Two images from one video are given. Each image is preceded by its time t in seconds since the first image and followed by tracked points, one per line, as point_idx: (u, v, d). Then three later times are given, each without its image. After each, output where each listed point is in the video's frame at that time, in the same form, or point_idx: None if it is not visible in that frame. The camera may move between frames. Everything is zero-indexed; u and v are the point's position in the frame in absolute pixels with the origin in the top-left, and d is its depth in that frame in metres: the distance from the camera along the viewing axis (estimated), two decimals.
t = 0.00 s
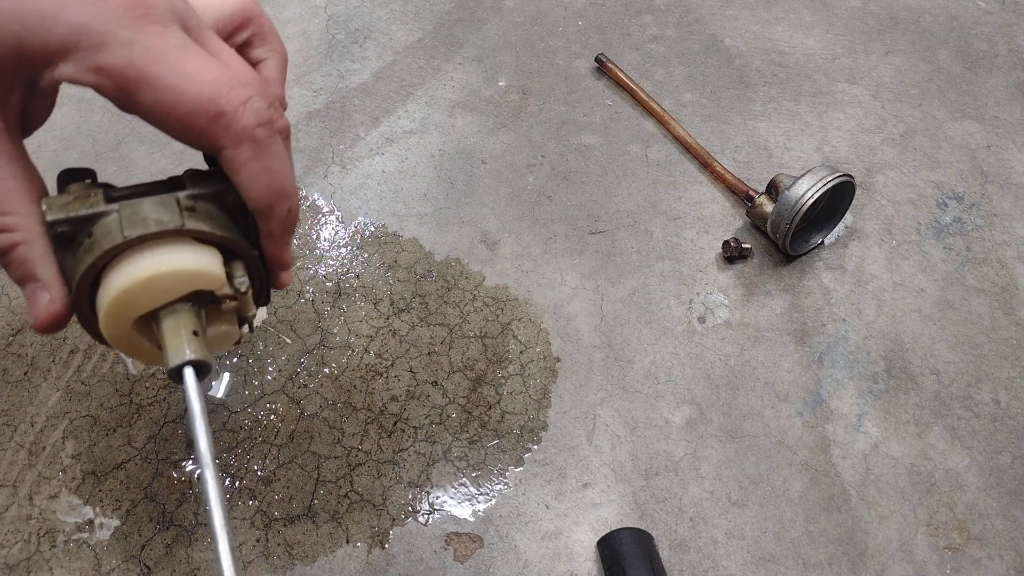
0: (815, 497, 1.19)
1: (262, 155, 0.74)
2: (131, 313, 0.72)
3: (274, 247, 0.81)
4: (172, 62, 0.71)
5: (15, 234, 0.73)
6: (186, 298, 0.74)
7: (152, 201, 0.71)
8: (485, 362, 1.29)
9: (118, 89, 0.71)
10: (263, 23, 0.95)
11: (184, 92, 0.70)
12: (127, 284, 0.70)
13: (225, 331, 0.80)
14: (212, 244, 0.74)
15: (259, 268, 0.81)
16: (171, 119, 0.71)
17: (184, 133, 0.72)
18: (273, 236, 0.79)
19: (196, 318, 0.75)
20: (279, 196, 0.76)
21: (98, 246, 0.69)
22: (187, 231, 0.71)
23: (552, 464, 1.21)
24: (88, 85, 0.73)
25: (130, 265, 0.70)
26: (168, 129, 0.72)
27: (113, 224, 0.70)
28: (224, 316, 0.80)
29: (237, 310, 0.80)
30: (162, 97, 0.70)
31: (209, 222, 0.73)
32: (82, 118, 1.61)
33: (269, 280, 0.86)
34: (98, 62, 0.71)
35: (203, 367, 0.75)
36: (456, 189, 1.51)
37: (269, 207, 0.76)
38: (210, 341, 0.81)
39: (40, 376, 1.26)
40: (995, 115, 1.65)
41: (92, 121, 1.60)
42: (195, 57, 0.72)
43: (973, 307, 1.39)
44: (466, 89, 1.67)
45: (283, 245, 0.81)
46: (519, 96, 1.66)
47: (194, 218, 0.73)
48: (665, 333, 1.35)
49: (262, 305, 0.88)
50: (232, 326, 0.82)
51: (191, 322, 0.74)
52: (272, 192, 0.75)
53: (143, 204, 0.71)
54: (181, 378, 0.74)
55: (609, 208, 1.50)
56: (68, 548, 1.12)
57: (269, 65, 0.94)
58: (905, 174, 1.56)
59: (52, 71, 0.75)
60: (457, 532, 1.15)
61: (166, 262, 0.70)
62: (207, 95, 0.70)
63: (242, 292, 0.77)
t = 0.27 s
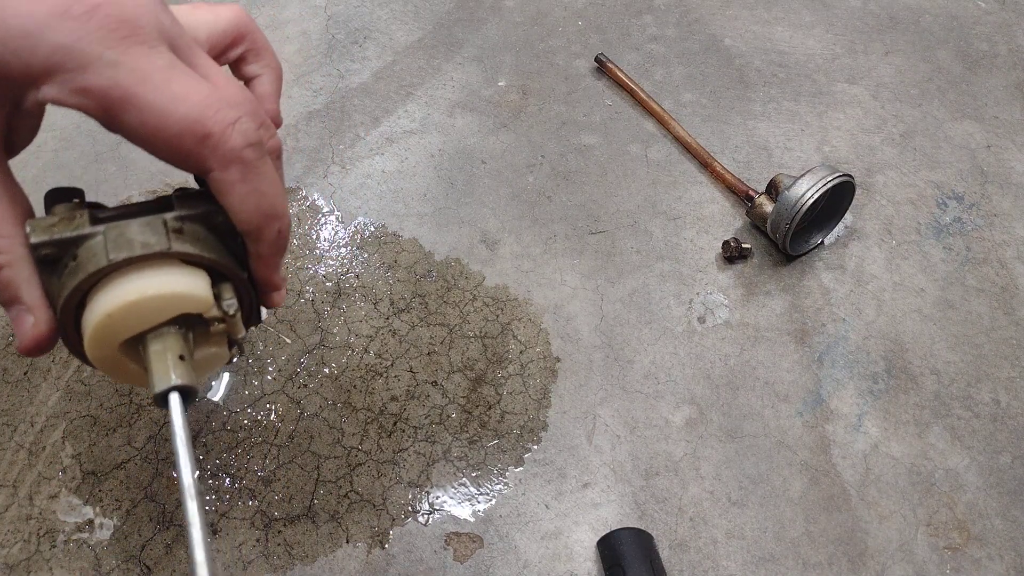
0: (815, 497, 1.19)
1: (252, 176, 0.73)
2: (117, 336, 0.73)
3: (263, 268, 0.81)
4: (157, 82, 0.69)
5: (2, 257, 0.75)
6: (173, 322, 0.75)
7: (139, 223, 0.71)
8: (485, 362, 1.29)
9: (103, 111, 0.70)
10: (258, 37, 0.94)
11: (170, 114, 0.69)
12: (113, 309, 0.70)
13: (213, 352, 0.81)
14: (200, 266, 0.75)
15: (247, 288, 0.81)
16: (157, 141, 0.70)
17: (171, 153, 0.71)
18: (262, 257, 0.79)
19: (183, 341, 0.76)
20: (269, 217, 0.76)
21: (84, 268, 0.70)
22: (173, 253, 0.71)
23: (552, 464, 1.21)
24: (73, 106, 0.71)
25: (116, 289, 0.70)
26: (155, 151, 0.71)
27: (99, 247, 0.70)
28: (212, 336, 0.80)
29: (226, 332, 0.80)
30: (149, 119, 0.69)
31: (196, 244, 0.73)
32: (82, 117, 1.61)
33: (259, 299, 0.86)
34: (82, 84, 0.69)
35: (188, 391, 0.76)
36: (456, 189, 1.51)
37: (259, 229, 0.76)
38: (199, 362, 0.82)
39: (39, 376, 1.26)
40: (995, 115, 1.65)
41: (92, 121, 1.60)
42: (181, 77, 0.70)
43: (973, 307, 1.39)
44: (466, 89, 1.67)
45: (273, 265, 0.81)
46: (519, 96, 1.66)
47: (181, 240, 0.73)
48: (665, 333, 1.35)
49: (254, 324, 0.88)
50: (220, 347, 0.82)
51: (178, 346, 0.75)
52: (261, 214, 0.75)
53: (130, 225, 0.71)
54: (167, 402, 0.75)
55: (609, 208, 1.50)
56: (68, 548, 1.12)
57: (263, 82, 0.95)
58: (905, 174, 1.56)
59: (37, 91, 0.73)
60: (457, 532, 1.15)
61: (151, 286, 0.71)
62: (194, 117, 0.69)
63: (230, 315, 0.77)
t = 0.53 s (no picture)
0: (815, 497, 1.19)
1: (241, 170, 0.70)
2: (114, 341, 0.72)
3: (263, 264, 0.79)
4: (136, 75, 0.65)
5: None
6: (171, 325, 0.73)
7: (131, 223, 0.70)
8: (485, 362, 1.29)
9: (81, 111, 0.67)
10: (256, 21, 0.94)
11: (150, 109, 0.65)
12: (107, 313, 0.68)
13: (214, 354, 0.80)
14: (196, 267, 0.73)
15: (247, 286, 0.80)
16: (139, 139, 0.66)
17: (155, 150, 0.68)
18: (261, 254, 0.78)
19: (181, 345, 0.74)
20: (262, 212, 0.73)
21: (77, 274, 0.69)
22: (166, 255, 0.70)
23: (552, 464, 1.21)
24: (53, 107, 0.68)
25: (111, 293, 0.69)
26: (140, 150, 0.68)
27: (91, 250, 0.69)
28: (213, 338, 0.79)
29: (227, 331, 0.79)
30: (128, 116, 0.65)
31: (190, 244, 0.72)
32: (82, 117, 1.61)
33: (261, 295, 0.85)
34: (58, 83, 0.66)
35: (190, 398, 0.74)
36: (456, 189, 1.51)
37: (253, 224, 0.73)
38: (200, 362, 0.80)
39: (39, 376, 1.26)
40: (996, 115, 1.65)
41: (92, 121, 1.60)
42: (160, 69, 0.66)
43: (973, 307, 1.39)
44: (466, 89, 1.67)
45: (272, 260, 0.80)
46: (519, 96, 1.66)
47: (174, 241, 0.71)
48: (665, 333, 1.35)
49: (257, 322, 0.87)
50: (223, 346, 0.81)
51: (176, 350, 0.73)
52: (253, 209, 0.72)
53: (121, 228, 0.69)
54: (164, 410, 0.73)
55: (610, 208, 1.50)
56: (68, 548, 1.12)
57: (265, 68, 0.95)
58: (905, 174, 1.56)
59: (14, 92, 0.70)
60: (457, 532, 1.15)
61: (146, 290, 0.69)
62: (176, 110, 0.65)
63: (230, 315, 0.76)
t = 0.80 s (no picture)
0: (815, 497, 1.19)
1: (203, 146, 0.65)
2: (71, 330, 0.64)
3: (233, 248, 0.72)
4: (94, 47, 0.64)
5: None
6: (133, 310, 0.65)
7: (88, 202, 0.64)
8: (485, 362, 1.29)
9: (34, 79, 0.66)
10: (237, 22, 0.83)
11: (104, 82, 0.63)
12: (62, 298, 0.61)
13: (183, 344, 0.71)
14: (159, 247, 0.66)
15: (218, 268, 0.72)
16: (93, 110, 0.65)
17: (113, 123, 0.66)
18: (229, 236, 0.71)
19: (146, 333, 0.66)
20: (229, 190, 0.68)
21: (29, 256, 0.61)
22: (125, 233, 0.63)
23: (552, 464, 1.21)
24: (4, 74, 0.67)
25: (68, 275, 0.62)
26: (95, 121, 0.66)
27: (43, 230, 0.62)
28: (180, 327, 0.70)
29: (197, 318, 0.70)
30: (86, 87, 0.64)
31: (153, 223, 0.65)
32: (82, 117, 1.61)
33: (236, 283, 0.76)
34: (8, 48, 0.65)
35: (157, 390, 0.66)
36: (456, 189, 1.51)
37: (219, 203, 0.68)
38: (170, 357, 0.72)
39: (39, 376, 1.26)
40: (996, 115, 1.65)
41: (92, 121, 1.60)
42: (117, 40, 0.65)
43: (973, 307, 1.39)
44: (466, 89, 1.67)
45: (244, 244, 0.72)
46: (519, 96, 1.66)
47: (136, 219, 0.64)
48: (665, 333, 1.35)
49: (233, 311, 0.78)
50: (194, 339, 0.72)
51: (140, 337, 0.65)
52: (217, 187, 0.67)
53: (77, 206, 0.63)
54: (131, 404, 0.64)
55: (610, 208, 1.50)
56: (68, 548, 1.12)
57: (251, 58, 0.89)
58: (905, 174, 1.56)
59: None
60: (457, 532, 1.15)
61: (104, 270, 0.62)
62: (132, 82, 0.63)
63: (198, 299, 0.67)
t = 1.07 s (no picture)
0: (815, 497, 1.19)
1: (222, 112, 0.70)
2: (90, 297, 0.65)
3: (249, 213, 0.76)
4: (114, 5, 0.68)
5: None
6: (153, 278, 0.67)
7: (106, 167, 0.66)
8: (485, 362, 1.29)
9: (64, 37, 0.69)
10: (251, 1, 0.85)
11: (131, 40, 0.67)
12: (82, 262, 0.63)
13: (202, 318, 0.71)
14: (178, 214, 0.68)
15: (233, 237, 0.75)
16: (119, 69, 0.68)
17: (136, 83, 0.69)
18: (246, 201, 0.76)
19: (166, 300, 0.67)
20: (247, 157, 0.73)
21: (48, 219, 0.63)
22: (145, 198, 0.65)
23: (552, 464, 1.21)
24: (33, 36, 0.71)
25: (85, 242, 0.63)
26: (119, 80, 0.70)
27: (61, 195, 0.63)
28: (198, 299, 0.71)
29: (215, 289, 0.72)
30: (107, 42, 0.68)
31: (173, 188, 0.68)
32: (82, 118, 1.61)
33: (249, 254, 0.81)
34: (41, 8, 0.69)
35: (177, 357, 0.66)
36: (456, 189, 1.51)
37: (236, 170, 0.73)
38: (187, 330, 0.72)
39: (39, 376, 1.26)
40: (996, 115, 1.65)
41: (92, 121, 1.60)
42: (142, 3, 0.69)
43: (973, 307, 1.39)
44: (466, 88, 1.67)
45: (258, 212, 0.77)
46: (519, 96, 1.66)
47: (155, 183, 0.67)
48: (665, 333, 1.35)
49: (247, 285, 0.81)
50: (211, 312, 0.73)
51: (161, 304, 0.66)
52: (238, 152, 0.72)
53: (96, 172, 0.65)
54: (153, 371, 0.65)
55: (610, 208, 1.50)
56: (68, 548, 1.12)
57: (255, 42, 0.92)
58: (905, 174, 1.56)
59: None
60: (457, 532, 1.15)
61: (125, 235, 0.63)
62: (154, 42, 0.67)
63: (218, 268, 0.69)
